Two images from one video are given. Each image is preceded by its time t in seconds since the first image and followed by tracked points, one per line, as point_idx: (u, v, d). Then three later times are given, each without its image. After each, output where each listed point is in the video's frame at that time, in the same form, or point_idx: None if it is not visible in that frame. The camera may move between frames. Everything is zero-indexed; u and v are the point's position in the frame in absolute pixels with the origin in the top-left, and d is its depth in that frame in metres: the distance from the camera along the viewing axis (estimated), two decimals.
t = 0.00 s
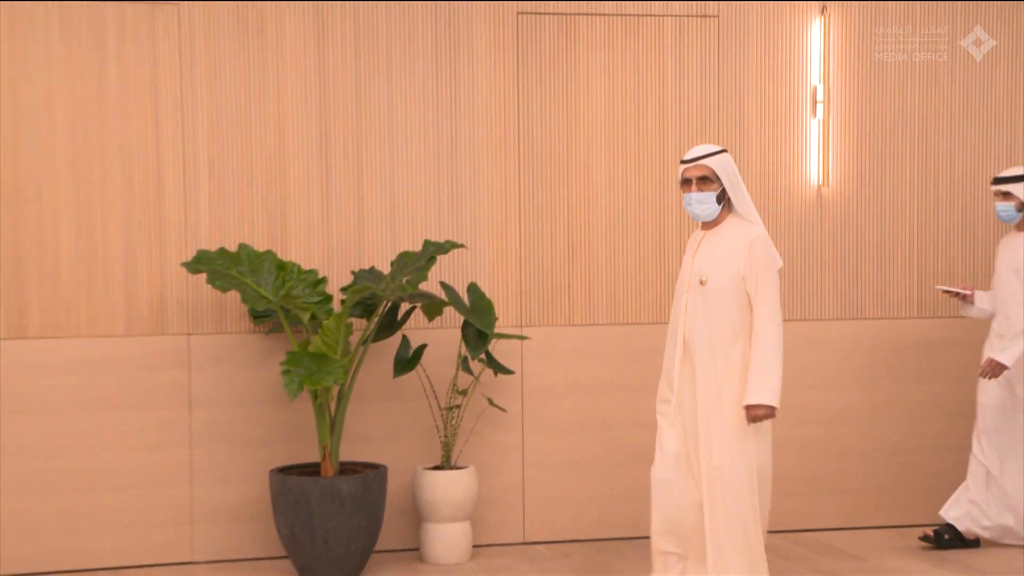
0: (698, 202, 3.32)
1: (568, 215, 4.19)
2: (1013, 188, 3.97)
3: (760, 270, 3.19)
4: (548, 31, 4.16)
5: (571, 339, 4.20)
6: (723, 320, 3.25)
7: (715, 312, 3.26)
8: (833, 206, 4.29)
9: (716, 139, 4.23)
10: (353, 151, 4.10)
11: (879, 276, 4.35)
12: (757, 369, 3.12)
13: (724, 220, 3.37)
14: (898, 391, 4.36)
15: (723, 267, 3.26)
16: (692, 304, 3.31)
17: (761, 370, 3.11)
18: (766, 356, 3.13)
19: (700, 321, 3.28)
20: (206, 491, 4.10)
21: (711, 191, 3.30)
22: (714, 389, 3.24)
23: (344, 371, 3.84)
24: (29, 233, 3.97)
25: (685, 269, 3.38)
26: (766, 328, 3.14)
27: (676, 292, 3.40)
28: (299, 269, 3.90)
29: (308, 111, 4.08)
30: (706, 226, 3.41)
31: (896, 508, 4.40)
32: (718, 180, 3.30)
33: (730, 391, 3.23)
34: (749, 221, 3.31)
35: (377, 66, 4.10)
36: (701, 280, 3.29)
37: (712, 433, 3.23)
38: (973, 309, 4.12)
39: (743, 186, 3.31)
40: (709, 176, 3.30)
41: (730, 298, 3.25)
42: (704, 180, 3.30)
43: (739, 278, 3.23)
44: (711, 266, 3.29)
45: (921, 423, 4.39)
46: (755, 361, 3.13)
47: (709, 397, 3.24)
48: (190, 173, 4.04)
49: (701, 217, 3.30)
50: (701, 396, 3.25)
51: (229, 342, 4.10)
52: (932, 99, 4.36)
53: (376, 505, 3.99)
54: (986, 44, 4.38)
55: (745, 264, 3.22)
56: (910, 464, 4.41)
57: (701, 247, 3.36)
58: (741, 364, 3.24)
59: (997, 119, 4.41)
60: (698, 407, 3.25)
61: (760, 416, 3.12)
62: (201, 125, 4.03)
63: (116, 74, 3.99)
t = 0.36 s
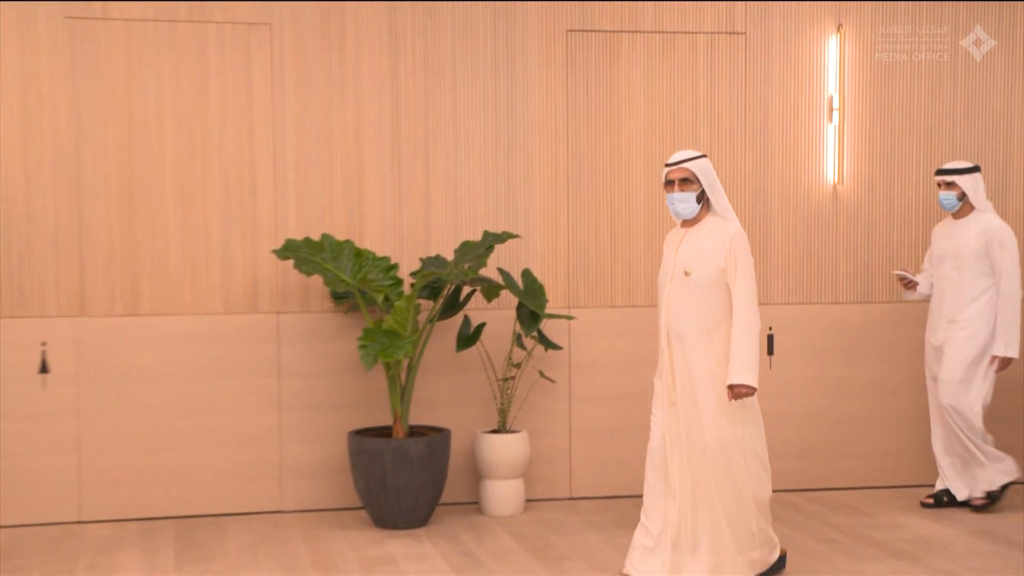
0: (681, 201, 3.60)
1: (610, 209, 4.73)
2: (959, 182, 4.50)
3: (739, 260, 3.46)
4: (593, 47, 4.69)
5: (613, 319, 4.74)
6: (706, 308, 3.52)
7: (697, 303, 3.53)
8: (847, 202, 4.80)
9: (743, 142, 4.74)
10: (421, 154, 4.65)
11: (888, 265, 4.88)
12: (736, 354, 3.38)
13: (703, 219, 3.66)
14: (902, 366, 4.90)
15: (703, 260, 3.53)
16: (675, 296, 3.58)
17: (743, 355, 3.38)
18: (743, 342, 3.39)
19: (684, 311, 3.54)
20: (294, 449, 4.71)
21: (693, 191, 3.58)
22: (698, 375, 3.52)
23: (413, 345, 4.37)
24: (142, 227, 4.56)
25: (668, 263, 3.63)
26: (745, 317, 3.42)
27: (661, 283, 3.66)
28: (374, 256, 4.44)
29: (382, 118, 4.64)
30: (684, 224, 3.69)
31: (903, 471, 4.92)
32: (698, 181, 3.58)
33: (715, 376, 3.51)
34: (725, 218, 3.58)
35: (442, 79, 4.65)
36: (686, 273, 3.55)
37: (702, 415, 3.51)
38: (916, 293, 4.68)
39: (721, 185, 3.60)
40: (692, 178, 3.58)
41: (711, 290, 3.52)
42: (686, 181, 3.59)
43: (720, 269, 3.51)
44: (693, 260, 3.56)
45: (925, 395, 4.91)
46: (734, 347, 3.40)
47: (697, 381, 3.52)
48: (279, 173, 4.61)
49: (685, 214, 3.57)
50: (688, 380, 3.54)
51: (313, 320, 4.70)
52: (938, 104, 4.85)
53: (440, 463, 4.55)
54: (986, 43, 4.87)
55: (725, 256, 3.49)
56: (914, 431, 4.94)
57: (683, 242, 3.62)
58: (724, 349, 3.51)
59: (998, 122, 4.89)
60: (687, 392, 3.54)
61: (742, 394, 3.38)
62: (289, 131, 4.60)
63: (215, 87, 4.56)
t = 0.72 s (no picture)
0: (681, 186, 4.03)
1: (651, 201, 5.33)
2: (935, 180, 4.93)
3: (737, 241, 3.93)
4: (637, 57, 5.26)
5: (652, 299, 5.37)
6: (707, 284, 3.95)
7: (699, 279, 3.96)
8: (866, 195, 5.34)
9: (772, 141, 5.29)
10: (485, 152, 5.27)
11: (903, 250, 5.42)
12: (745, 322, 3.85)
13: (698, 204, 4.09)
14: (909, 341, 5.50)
15: (703, 241, 3.97)
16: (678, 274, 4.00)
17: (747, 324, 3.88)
18: (749, 310, 3.89)
19: (687, 287, 3.96)
20: (373, 410, 5.37)
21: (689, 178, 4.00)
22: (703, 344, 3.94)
23: (478, 320, 4.97)
24: (243, 215, 5.22)
25: (667, 244, 4.05)
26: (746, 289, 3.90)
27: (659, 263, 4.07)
28: (444, 241, 5.03)
29: (451, 120, 5.25)
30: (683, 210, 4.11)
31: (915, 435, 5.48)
32: (693, 169, 4.02)
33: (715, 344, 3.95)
34: (717, 203, 4.04)
35: (504, 86, 5.26)
36: (687, 252, 3.98)
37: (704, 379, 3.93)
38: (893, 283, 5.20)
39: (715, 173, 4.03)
40: (688, 166, 4.01)
41: (711, 266, 3.96)
42: (683, 169, 4.02)
43: (718, 248, 3.94)
44: (693, 240, 3.98)
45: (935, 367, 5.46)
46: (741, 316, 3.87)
47: (700, 348, 3.94)
48: (361, 168, 5.24)
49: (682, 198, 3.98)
50: (691, 348, 3.96)
51: (389, 297, 5.35)
52: (948, 105, 5.38)
53: (502, 424, 5.17)
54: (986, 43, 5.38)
55: (723, 237, 3.93)
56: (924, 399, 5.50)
57: (680, 226, 4.05)
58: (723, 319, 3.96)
59: (1001, 121, 5.42)
60: (691, 359, 3.96)
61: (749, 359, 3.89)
62: (369, 132, 5.23)
63: (307, 93, 5.20)
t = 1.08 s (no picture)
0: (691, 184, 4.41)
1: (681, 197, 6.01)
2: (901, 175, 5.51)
3: (739, 238, 4.28)
4: (670, 69, 5.92)
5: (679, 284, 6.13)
6: (710, 276, 4.30)
7: (703, 272, 4.31)
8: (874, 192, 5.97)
9: (790, 144, 5.94)
10: (534, 153, 5.97)
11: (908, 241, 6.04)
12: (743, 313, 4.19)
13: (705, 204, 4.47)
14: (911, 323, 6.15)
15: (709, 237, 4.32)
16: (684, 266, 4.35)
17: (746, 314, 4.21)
18: (747, 302, 4.23)
19: (691, 278, 4.31)
20: (433, 379, 6.11)
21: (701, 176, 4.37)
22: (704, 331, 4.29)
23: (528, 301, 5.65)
24: (322, 208, 5.95)
25: (675, 239, 4.40)
26: (746, 282, 4.24)
27: (668, 256, 4.43)
28: (498, 231, 5.71)
29: (504, 126, 5.95)
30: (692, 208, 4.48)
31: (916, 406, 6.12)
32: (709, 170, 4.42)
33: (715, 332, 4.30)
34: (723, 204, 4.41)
35: (551, 95, 5.95)
36: (693, 247, 4.32)
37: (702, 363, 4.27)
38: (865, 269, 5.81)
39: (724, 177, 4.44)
40: (703, 166, 4.40)
41: (714, 261, 4.31)
42: (699, 167, 4.40)
43: (722, 244, 4.29)
44: (699, 236, 4.33)
45: (934, 345, 6.10)
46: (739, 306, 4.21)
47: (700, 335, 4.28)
48: (425, 167, 5.96)
49: (697, 194, 4.35)
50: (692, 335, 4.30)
51: (448, 280, 6.08)
52: (950, 112, 5.98)
53: (548, 392, 5.87)
54: (986, 43, 5.97)
55: (727, 235, 4.29)
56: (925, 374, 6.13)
57: (688, 223, 4.40)
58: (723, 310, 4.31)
59: (997, 127, 6.03)
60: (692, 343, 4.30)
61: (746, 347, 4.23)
62: (433, 136, 5.94)
63: (378, 102, 5.91)
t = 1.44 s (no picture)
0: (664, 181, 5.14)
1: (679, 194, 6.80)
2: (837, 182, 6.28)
3: (708, 233, 4.98)
4: (669, 82, 6.69)
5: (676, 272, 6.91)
6: (684, 267, 5.03)
7: (677, 261, 5.04)
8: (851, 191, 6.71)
9: (776, 148, 6.71)
10: (549, 155, 6.76)
11: (880, 235, 6.81)
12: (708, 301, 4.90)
13: (681, 198, 5.15)
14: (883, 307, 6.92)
15: (681, 231, 5.03)
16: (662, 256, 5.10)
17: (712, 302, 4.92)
18: (714, 291, 4.93)
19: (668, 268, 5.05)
20: (459, 354, 6.92)
21: (668, 174, 5.07)
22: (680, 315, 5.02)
23: (543, 286, 6.43)
24: (362, 204, 6.76)
25: (656, 232, 5.14)
26: (713, 272, 4.94)
27: (651, 247, 5.18)
28: (516, 224, 6.49)
29: (522, 131, 6.74)
30: (671, 201, 5.19)
31: (886, 381, 6.91)
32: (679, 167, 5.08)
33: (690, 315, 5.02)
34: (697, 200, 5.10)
35: (564, 105, 6.73)
36: (669, 240, 5.06)
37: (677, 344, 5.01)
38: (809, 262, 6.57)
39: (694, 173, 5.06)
40: (669, 164, 5.08)
41: (687, 253, 5.03)
42: (666, 165, 5.09)
43: (695, 238, 5.00)
44: (675, 231, 5.05)
45: (901, 327, 6.90)
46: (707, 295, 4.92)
47: (677, 318, 5.03)
48: (453, 168, 6.76)
49: (664, 191, 5.06)
50: (669, 318, 5.05)
51: (473, 267, 6.89)
52: (918, 121, 6.72)
53: (560, 367, 6.65)
54: (984, 44, 6.57)
55: (698, 230, 4.99)
56: (895, 353, 6.91)
57: (667, 218, 5.14)
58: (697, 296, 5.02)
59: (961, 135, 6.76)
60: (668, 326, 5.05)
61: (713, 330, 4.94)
62: (460, 140, 6.74)
63: (412, 110, 6.71)
